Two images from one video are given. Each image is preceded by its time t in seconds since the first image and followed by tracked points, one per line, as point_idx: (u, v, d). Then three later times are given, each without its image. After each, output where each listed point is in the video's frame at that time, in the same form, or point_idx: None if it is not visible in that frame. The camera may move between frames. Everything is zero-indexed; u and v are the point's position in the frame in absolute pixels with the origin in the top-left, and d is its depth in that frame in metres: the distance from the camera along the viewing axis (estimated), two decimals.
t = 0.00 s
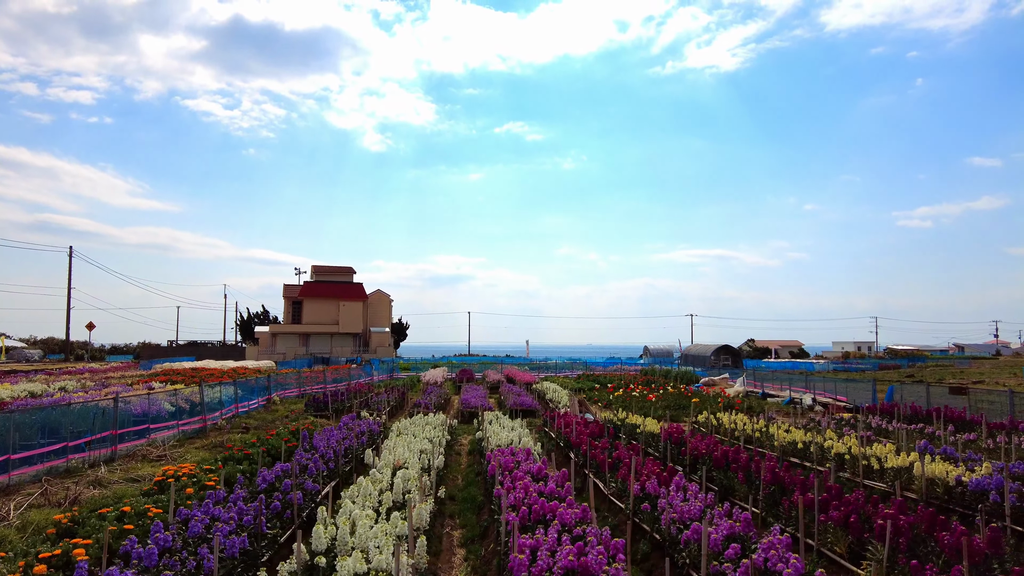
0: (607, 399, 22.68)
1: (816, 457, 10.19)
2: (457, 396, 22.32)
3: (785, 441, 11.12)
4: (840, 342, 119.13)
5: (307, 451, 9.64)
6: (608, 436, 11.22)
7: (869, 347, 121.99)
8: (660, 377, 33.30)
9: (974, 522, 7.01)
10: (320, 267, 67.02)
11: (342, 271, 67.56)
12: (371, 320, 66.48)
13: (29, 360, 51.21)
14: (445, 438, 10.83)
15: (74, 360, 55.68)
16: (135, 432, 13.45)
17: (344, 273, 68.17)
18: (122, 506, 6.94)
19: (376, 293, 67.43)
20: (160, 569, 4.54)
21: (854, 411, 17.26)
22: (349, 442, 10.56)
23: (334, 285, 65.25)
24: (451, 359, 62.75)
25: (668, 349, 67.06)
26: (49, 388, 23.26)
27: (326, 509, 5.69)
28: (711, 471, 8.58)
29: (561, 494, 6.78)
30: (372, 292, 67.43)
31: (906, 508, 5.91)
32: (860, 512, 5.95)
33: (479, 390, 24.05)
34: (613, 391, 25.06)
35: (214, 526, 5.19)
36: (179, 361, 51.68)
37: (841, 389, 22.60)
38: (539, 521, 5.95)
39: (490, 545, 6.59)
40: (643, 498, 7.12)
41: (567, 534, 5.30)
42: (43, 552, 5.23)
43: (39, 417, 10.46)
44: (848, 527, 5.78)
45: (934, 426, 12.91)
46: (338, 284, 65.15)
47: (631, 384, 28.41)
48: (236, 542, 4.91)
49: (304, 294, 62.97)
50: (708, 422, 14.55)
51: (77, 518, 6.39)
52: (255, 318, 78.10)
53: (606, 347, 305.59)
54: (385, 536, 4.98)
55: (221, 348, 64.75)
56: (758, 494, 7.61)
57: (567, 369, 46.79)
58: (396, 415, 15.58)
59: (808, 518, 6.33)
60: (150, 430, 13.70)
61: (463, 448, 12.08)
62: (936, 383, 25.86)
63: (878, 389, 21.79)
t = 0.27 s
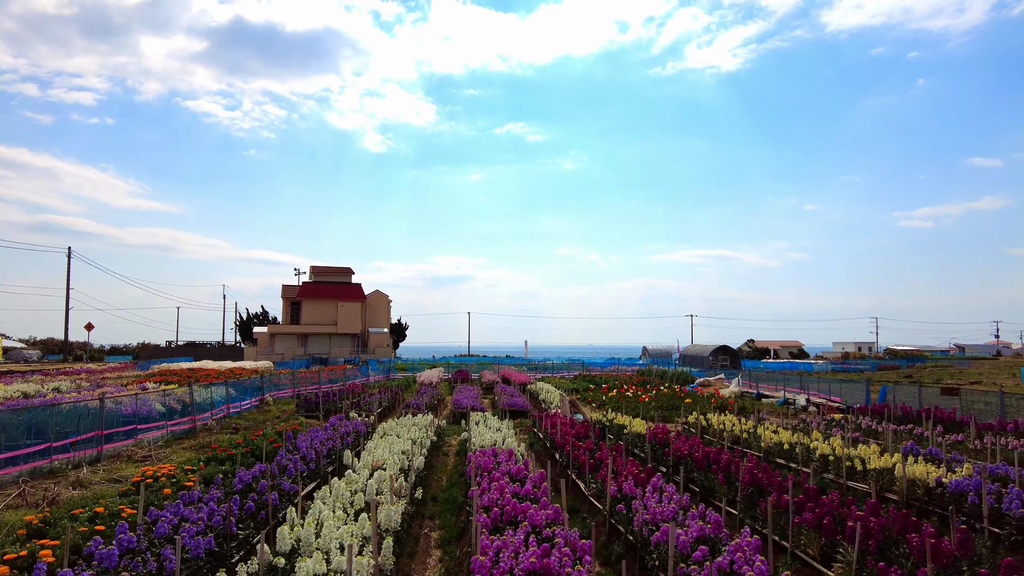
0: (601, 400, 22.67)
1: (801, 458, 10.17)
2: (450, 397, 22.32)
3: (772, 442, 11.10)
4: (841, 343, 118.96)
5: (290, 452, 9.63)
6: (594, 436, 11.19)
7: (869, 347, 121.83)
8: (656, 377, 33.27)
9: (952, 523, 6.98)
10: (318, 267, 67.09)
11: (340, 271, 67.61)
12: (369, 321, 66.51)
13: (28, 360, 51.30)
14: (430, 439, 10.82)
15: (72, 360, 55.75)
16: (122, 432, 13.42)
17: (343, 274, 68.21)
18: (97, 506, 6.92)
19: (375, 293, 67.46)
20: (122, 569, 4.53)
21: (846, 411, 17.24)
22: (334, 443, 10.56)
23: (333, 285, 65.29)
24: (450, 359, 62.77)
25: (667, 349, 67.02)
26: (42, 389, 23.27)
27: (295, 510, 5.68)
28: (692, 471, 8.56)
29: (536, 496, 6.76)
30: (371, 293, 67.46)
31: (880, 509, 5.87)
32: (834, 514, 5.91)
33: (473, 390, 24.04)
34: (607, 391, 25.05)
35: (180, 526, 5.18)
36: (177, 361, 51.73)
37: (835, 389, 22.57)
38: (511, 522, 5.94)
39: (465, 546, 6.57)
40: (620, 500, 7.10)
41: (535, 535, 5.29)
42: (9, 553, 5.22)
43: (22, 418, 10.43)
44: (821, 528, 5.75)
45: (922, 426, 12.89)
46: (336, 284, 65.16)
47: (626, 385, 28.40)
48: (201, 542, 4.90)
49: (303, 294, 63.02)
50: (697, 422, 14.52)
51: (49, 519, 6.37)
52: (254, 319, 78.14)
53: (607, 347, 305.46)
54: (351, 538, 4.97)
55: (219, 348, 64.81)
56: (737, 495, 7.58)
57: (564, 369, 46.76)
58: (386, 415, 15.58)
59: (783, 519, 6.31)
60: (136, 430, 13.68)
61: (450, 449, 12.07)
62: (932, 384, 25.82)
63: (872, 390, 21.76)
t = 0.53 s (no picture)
0: (594, 399, 22.60)
1: (786, 457, 10.10)
2: (443, 396, 22.27)
3: (758, 441, 11.02)
4: (841, 343, 118.78)
5: (271, 450, 9.59)
6: (579, 435, 11.12)
7: (869, 347, 121.65)
8: (652, 376, 33.21)
9: (931, 523, 6.91)
10: (317, 267, 67.11)
11: (339, 271, 67.61)
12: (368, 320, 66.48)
13: (26, 359, 51.31)
14: (414, 438, 10.76)
15: (71, 359, 55.77)
16: (107, 431, 13.37)
17: (342, 273, 68.16)
18: (68, 505, 6.86)
19: (374, 293, 67.43)
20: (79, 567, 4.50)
21: (838, 410, 17.17)
22: (316, 441, 10.50)
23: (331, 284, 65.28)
24: (448, 358, 62.74)
25: (666, 349, 66.92)
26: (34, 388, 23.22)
27: (261, 509, 5.63)
28: (673, 470, 8.50)
29: (509, 495, 6.71)
30: (370, 292, 67.44)
31: (854, 508, 5.81)
32: (807, 513, 5.84)
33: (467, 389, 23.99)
34: (601, 391, 24.97)
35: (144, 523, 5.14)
36: (175, 360, 51.74)
37: (829, 389, 22.51)
38: (480, 521, 5.88)
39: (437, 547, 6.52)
40: (596, 498, 7.04)
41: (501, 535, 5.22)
42: None
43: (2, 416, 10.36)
44: (794, 529, 5.66)
45: (911, 425, 12.82)
46: (335, 284, 65.12)
47: (622, 384, 28.34)
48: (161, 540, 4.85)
49: (301, 294, 63.02)
50: (686, 421, 14.47)
51: (17, 517, 6.31)
52: (252, 318, 78.10)
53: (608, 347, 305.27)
54: (313, 536, 4.92)
55: (218, 348, 64.83)
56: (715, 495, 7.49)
57: (562, 369, 46.69)
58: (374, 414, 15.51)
59: (757, 518, 6.24)
60: (122, 429, 13.63)
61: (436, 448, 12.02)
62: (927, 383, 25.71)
63: (866, 389, 21.68)
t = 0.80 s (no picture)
0: (588, 399, 22.53)
1: (771, 458, 10.03)
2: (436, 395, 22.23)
3: (744, 442, 10.96)
4: (842, 343, 118.60)
5: (253, 451, 9.56)
6: (564, 436, 11.08)
7: (870, 347, 121.43)
8: (648, 376, 33.15)
9: (909, 526, 6.84)
10: (316, 266, 67.14)
11: (338, 270, 67.63)
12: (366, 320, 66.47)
13: (24, 359, 51.28)
14: (397, 438, 10.73)
15: (70, 359, 55.78)
16: (94, 431, 13.35)
17: (340, 273, 68.14)
18: (41, 506, 6.84)
19: (372, 293, 67.42)
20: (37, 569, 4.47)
21: (830, 411, 17.11)
22: (300, 442, 10.46)
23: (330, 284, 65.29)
24: (447, 358, 62.73)
25: (665, 348, 66.83)
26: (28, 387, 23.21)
27: (228, 510, 5.59)
28: (654, 471, 8.43)
29: (483, 497, 6.67)
30: (368, 292, 67.42)
31: (828, 512, 5.74)
32: (779, 516, 5.80)
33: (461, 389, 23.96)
34: (596, 390, 24.91)
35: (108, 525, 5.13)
36: (173, 360, 51.72)
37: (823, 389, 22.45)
38: (450, 524, 5.85)
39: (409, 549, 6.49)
40: (572, 500, 7.01)
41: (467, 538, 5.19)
42: None
43: None
44: (765, 532, 5.62)
45: (900, 426, 12.76)
46: (333, 284, 65.08)
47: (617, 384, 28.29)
48: (124, 541, 4.83)
49: (300, 294, 63.03)
50: (675, 422, 14.42)
51: None
52: (252, 318, 78.12)
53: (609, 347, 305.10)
54: (276, 539, 4.89)
55: (216, 347, 64.84)
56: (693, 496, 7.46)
57: (560, 369, 46.63)
58: (364, 414, 15.47)
59: (731, 521, 6.19)
60: (108, 430, 13.60)
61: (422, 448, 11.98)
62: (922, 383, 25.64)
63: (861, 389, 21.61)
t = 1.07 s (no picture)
0: (581, 399, 22.50)
1: (754, 459, 10.01)
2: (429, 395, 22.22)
3: (729, 443, 10.94)
4: (841, 343, 118.52)
5: (234, 450, 9.54)
6: (548, 437, 11.05)
7: (870, 347, 121.32)
8: (644, 377, 33.13)
9: (885, 527, 6.81)
10: (314, 267, 67.19)
11: (336, 271, 67.66)
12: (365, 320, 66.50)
13: (21, 359, 51.27)
14: (381, 439, 10.72)
15: (67, 359, 55.78)
16: (81, 431, 13.34)
17: (338, 273, 68.16)
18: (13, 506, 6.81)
19: (371, 293, 67.44)
20: None
21: (821, 411, 17.09)
22: (283, 443, 10.46)
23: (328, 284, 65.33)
24: (445, 358, 62.74)
25: (663, 349, 66.84)
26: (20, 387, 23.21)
27: (194, 510, 5.57)
28: (636, 472, 8.43)
29: (456, 497, 6.66)
30: (367, 292, 67.44)
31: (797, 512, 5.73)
32: (749, 516, 5.76)
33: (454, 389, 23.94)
34: (589, 391, 24.90)
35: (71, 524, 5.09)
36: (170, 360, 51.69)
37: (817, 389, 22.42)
38: (418, 524, 5.84)
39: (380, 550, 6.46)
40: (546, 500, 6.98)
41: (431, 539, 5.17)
42: None
43: None
44: (734, 533, 5.59)
45: (887, 427, 12.74)
46: (331, 284, 65.08)
47: (611, 384, 28.29)
48: (84, 541, 4.80)
49: (298, 294, 63.06)
50: (664, 423, 14.39)
51: None
52: (250, 318, 78.17)
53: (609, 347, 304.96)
54: (238, 538, 4.86)
55: (214, 347, 64.87)
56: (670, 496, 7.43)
57: (557, 369, 46.62)
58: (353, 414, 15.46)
59: (702, 523, 6.16)
60: (95, 429, 13.58)
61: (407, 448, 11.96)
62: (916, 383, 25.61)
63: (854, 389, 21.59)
